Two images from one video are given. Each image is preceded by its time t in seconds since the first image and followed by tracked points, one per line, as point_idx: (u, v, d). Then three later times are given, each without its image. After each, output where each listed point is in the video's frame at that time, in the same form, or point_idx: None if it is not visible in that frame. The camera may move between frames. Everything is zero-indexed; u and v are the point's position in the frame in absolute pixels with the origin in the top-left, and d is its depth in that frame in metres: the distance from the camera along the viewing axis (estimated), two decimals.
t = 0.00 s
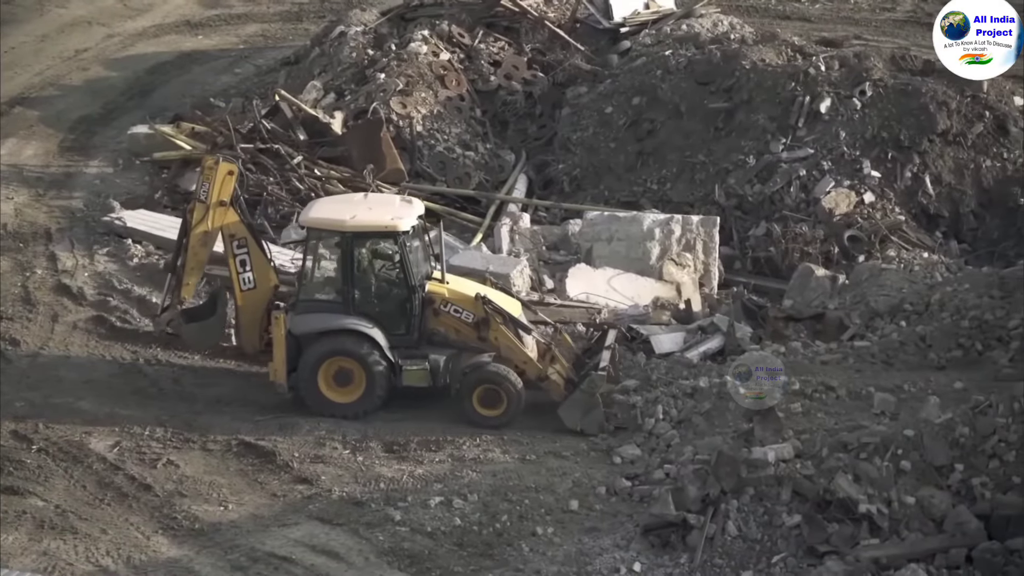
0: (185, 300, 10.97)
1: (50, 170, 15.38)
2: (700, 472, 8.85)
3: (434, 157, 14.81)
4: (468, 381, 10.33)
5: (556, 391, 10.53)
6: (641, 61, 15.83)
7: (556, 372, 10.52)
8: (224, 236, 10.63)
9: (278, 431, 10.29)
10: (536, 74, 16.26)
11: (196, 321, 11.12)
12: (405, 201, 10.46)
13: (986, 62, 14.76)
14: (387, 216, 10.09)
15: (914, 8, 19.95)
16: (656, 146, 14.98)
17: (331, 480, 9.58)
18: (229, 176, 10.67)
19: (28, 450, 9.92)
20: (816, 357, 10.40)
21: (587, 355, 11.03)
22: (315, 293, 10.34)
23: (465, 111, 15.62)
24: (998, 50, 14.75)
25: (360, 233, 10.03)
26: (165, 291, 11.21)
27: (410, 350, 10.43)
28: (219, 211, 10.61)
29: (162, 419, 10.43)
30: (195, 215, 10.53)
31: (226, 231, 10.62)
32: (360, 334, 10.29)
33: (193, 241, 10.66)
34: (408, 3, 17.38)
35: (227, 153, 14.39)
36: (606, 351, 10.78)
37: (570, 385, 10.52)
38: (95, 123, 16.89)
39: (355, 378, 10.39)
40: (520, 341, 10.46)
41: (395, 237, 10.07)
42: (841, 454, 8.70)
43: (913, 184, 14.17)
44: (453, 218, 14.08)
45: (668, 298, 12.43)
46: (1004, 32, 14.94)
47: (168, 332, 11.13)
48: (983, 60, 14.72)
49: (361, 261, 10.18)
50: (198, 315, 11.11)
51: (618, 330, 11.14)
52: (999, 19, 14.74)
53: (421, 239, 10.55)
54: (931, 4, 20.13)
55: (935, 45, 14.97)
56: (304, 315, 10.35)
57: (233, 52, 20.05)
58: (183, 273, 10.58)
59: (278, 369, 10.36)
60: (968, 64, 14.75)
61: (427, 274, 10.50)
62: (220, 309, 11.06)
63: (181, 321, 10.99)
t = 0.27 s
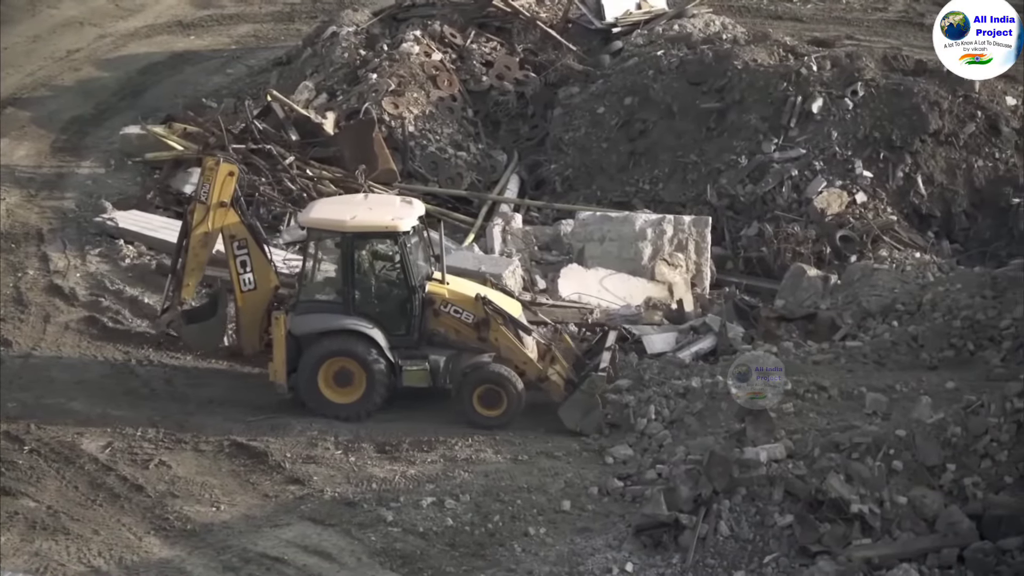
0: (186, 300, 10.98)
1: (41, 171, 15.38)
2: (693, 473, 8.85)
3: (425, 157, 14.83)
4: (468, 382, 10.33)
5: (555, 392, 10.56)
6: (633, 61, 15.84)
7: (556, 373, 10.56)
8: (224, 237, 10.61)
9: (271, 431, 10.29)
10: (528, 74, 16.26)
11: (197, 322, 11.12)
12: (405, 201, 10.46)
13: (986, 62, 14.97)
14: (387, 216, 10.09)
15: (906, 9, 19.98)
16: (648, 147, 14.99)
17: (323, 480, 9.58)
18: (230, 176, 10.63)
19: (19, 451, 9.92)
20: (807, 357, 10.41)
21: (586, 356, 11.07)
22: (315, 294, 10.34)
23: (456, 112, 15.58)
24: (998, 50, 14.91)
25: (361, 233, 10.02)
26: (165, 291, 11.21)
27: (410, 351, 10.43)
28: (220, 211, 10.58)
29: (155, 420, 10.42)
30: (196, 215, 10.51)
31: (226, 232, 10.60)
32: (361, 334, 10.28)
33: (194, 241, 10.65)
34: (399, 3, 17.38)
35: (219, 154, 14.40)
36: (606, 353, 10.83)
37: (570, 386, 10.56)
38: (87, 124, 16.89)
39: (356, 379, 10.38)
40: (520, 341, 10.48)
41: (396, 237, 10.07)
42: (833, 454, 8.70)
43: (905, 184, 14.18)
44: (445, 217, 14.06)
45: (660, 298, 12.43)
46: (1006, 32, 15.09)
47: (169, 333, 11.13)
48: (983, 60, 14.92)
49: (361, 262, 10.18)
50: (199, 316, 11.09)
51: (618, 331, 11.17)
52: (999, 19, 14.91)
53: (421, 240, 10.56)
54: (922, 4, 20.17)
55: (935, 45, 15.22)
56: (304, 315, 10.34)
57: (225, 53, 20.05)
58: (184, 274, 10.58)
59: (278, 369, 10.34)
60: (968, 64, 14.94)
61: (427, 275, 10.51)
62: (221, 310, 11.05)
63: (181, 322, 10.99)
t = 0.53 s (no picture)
0: (182, 301, 11.03)
1: (31, 171, 15.36)
2: (682, 473, 8.85)
3: (415, 157, 14.84)
4: (464, 383, 10.31)
5: (551, 393, 10.59)
6: (622, 61, 15.87)
7: (552, 374, 10.58)
8: (220, 238, 10.63)
9: (260, 432, 10.29)
10: (518, 74, 16.28)
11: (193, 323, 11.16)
12: (401, 204, 10.51)
13: (987, 62, 15.13)
14: (383, 218, 10.13)
15: (895, 9, 20.04)
16: (638, 146, 15.00)
17: (313, 480, 9.58)
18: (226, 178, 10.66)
19: (8, 451, 9.91)
20: (797, 356, 10.41)
21: (582, 356, 11.08)
22: (311, 295, 10.35)
23: (446, 112, 15.60)
24: (998, 50, 15.14)
25: (356, 235, 10.06)
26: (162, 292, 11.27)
27: (406, 353, 10.46)
28: (216, 213, 10.60)
29: (145, 421, 10.42)
30: (192, 216, 10.56)
31: (222, 233, 10.62)
32: (356, 336, 10.30)
33: (190, 242, 10.69)
34: (389, 3, 17.39)
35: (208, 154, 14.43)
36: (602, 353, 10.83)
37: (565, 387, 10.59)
38: (77, 125, 16.87)
39: (352, 380, 10.38)
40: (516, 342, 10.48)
41: (391, 239, 10.10)
42: (822, 454, 8.70)
43: (895, 184, 14.20)
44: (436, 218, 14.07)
45: (649, 298, 12.44)
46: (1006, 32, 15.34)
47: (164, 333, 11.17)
48: (984, 60, 15.08)
49: (357, 263, 10.19)
50: (195, 317, 11.11)
51: (615, 332, 11.17)
52: (998, 19, 15.18)
53: (417, 242, 10.58)
54: (911, 4, 20.23)
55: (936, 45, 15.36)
56: (300, 317, 10.35)
57: (215, 53, 20.06)
58: (180, 274, 10.62)
59: (274, 371, 10.34)
60: (969, 64, 15.05)
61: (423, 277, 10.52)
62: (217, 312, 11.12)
63: (178, 323, 11.04)
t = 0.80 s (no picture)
0: (183, 295, 10.93)
1: (22, 172, 15.36)
2: (674, 472, 8.85)
3: (406, 158, 14.83)
4: (466, 385, 10.32)
5: (556, 395, 10.56)
6: (614, 61, 15.89)
7: (556, 376, 10.56)
8: (225, 233, 10.63)
9: (251, 432, 10.29)
10: (509, 74, 16.30)
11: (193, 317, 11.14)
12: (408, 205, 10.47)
13: (986, 62, 14.96)
14: (390, 219, 10.09)
15: (886, 8, 20.05)
16: (628, 146, 15.01)
17: (304, 480, 9.58)
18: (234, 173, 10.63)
19: None
20: (788, 356, 10.41)
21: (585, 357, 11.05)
22: (315, 295, 10.31)
23: (437, 112, 15.61)
24: (998, 50, 15.02)
25: (362, 235, 10.01)
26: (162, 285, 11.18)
27: (408, 354, 10.42)
28: (222, 208, 10.58)
29: (137, 420, 10.43)
30: (198, 210, 10.50)
31: (227, 228, 10.61)
32: (358, 336, 10.29)
33: (195, 236, 10.61)
34: (380, 4, 17.39)
35: (199, 154, 14.44)
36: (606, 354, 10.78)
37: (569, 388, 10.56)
38: (67, 125, 16.86)
39: (352, 381, 10.38)
40: (519, 345, 10.46)
41: (397, 240, 10.06)
42: (814, 453, 8.70)
43: (886, 184, 14.21)
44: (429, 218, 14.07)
45: (641, 297, 12.44)
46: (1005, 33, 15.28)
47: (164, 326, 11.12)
48: (983, 60, 14.92)
49: (362, 264, 10.16)
50: (196, 310, 11.12)
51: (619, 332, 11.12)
52: (998, 19, 15.02)
53: (421, 243, 10.55)
54: (902, 4, 20.25)
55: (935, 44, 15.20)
56: (304, 315, 10.32)
57: (206, 53, 20.05)
58: (185, 267, 10.55)
59: (275, 368, 10.35)
60: (969, 64, 14.88)
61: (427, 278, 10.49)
62: (218, 306, 11.16)
63: (179, 316, 10.99)
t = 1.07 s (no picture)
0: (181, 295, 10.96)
1: (15, 172, 15.34)
2: (668, 473, 8.85)
3: (400, 158, 14.86)
4: (463, 385, 10.31)
5: (553, 395, 10.55)
6: (608, 61, 15.91)
7: (552, 377, 10.56)
8: (225, 234, 10.63)
9: (245, 433, 10.30)
10: (503, 74, 16.32)
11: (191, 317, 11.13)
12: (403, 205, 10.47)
13: (987, 62, 15.46)
14: (386, 220, 10.09)
15: (879, 8, 20.07)
16: (623, 146, 15.01)
17: (299, 480, 9.58)
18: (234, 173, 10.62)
19: None
20: (781, 356, 10.41)
21: (581, 358, 11.06)
22: (312, 296, 10.31)
23: (431, 112, 15.61)
24: (999, 50, 15.54)
25: (359, 236, 10.01)
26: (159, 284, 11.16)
27: (404, 355, 10.42)
28: (222, 209, 10.58)
29: (130, 421, 10.45)
30: (199, 211, 10.48)
31: (227, 229, 10.62)
32: (355, 337, 10.28)
33: (194, 236, 10.60)
34: (374, 3, 17.39)
35: (193, 154, 14.44)
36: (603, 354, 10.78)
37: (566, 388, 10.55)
38: (61, 125, 16.85)
39: (349, 382, 10.37)
40: (515, 346, 10.48)
41: (394, 241, 10.07)
42: (808, 453, 8.70)
43: (880, 183, 14.22)
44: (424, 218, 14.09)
45: (635, 297, 12.44)
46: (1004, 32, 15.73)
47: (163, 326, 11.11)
48: (984, 60, 15.43)
49: (359, 265, 10.17)
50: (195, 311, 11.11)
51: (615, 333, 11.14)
52: (999, 19, 15.58)
53: (417, 244, 10.58)
54: (895, 3, 20.29)
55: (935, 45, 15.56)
56: (300, 316, 10.31)
57: (199, 53, 20.05)
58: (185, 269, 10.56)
59: (272, 370, 10.33)
60: (969, 64, 15.33)
61: (423, 279, 10.51)
62: (218, 307, 11.18)
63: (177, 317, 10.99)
